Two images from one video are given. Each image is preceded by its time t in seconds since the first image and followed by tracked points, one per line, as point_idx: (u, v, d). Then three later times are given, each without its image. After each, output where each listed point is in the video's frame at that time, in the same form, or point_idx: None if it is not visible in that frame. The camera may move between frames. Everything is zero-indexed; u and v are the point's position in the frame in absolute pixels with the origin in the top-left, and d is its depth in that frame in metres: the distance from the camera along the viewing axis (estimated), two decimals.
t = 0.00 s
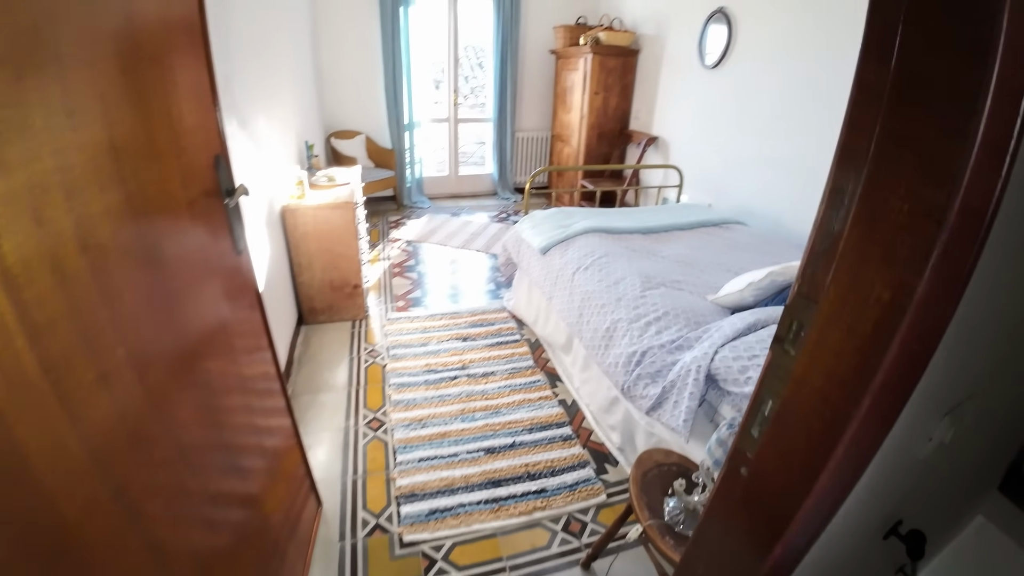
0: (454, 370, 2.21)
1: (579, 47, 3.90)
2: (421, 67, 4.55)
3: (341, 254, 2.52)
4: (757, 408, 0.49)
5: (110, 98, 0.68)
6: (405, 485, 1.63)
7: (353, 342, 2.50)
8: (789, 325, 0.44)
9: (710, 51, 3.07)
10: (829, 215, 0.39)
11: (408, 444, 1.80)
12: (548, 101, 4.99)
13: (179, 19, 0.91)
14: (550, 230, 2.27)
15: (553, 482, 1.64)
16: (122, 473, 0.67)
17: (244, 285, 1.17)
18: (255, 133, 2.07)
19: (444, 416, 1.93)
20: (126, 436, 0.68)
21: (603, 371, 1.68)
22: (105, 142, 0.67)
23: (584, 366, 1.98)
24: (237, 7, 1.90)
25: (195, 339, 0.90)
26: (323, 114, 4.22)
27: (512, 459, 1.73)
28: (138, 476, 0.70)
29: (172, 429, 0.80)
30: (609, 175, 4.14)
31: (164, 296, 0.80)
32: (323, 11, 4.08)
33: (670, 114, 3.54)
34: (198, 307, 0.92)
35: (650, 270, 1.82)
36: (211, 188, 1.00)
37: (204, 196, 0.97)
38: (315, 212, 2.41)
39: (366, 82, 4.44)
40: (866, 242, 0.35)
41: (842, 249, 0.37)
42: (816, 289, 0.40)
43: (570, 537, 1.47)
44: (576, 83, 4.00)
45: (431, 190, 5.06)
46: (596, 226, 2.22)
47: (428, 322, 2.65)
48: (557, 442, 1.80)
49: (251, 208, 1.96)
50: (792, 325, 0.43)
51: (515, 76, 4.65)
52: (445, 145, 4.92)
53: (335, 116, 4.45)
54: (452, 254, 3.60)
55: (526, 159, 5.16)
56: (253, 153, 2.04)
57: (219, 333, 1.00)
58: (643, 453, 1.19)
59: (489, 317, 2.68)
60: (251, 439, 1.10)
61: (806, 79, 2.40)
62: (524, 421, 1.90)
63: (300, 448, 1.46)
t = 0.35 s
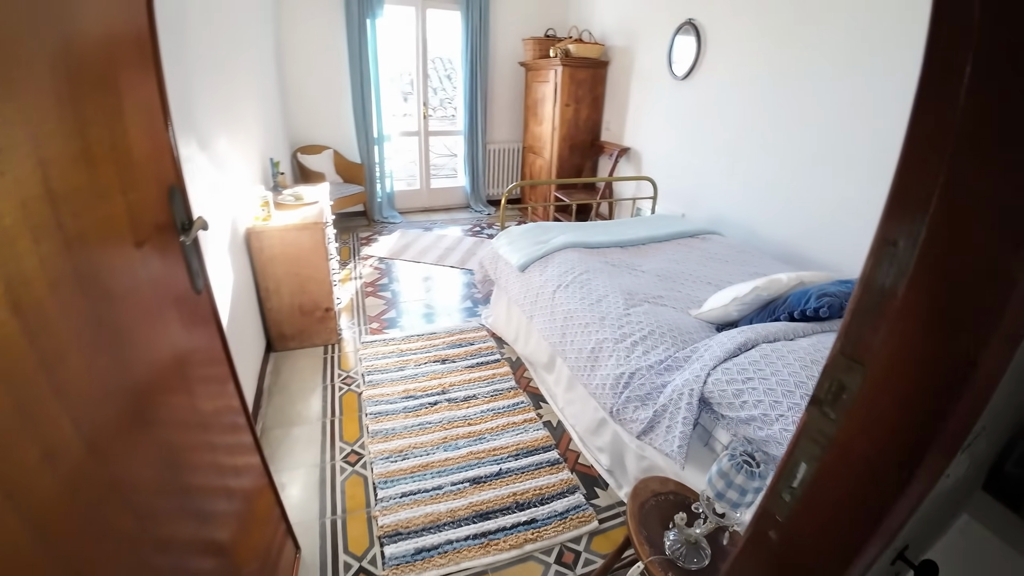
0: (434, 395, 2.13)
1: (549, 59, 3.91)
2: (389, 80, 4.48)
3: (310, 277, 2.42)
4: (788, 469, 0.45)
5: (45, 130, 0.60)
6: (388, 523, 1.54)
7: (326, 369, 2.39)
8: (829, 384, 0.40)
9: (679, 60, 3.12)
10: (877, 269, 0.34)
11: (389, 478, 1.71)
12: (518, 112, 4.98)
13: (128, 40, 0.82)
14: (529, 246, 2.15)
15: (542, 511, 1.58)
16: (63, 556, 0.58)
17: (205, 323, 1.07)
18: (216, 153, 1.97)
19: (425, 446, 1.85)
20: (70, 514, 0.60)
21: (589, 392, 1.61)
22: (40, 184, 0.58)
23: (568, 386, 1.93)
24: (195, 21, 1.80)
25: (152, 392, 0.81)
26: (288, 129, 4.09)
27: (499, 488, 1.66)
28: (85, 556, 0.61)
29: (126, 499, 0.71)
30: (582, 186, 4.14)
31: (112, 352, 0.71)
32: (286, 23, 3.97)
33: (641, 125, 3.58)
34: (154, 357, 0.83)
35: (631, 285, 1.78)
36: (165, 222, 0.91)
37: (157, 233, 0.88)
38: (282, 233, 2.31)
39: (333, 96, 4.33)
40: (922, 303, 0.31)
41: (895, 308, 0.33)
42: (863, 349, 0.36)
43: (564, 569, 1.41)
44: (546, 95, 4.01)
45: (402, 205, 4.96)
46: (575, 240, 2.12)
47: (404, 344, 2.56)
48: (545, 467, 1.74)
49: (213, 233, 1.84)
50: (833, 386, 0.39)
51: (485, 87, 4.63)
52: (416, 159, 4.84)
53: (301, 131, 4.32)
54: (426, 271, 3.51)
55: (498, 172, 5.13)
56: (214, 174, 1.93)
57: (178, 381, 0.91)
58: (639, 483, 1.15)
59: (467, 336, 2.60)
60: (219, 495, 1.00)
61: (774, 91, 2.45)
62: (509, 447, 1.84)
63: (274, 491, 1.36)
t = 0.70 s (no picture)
0: (413, 420, 2.05)
1: (519, 70, 3.91)
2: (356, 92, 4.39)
3: (278, 300, 2.31)
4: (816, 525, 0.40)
5: None
6: (371, 562, 1.45)
7: (297, 397, 2.27)
8: (865, 440, 0.36)
9: (648, 68, 3.15)
10: (920, 322, 0.31)
11: (369, 512, 1.62)
12: (488, 123, 4.96)
13: (70, 55, 0.74)
14: (506, 260, 2.10)
15: (532, 537, 1.53)
16: None
17: (162, 363, 0.97)
18: (173, 173, 1.86)
19: (406, 475, 1.77)
20: None
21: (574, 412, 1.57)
22: None
23: (552, 404, 1.88)
24: (149, 36, 1.70)
25: (105, 446, 0.72)
26: (251, 143, 3.94)
27: (486, 516, 1.60)
28: None
29: None
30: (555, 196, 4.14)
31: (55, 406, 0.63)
32: (248, 35, 3.85)
33: (612, 136, 3.61)
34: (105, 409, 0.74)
35: (612, 299, 1.75)
36: (114, 256, 0.83)
37: (104, 270, 0.79)
38: (247, 255, 2.20)
39: (298, 109, 4.21)
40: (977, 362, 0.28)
41: (944, 367, 0.30)
42: (906, 406, 0.32)
43: None
44: (517, 106, 4.00)
45: (372, 219, 4.84)
46: (552, 254, 2.08)
47: (380, 366, 2.46)
48: (532, 491, 1.69)
49: (172, 257, 1.73)
50: (870, 442, 0.35)
51: (454, 99, 4.60)
52: (385, 172, 4.75)
53: (265, 146, 4.17)
54: (400, 287, 3.42)
55: (469, 183, 5.08)
56: (171, 195, 1.81)
57: (135, 429, 0.82)
58: (634, 509, 1.11)
59: (444, 354, 2.53)
60: (186, 552, 0.91)
61: (742, 100, 2.50)
62: (494, 470, 1.78)
63: (247, 537, 1.26)
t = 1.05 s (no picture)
0: (392, 444, 1.96)
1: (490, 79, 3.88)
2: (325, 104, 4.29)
3: (246, 323, 2.19)
4: None
5: None
6: None
7: (269, 424, 2.16)
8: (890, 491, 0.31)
9: (619, 75, 3.16)
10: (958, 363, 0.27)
11: (349, 546, 1.53)
12: (460, 134, 4.92)
13: None
14: (483, 274, 2.05)
15: (522, 563, 1.46)
16: None
17: (112, 409, 0.87)
18: (130, 194, 1.75)
19: (387, 504, 1.68)
20: None
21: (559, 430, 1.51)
22: None
23: (536, 422, 1.83)
24: (101, 49, 1.60)
25: (41, 507, 0.63)
26: (215, 158, 3.79)
27: (472, 544, 1.52)
28: None
29: None
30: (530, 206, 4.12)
31: None
32: (210, 46, 3.72)
33: (585, 144, 3.61)
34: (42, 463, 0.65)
35: (593, 311, 1.71)
36: (55, 293, 0.74)
37: (48, 309, 0.71)
38: (211, 277, 2.08)
39: (265, 122, 4.09)
40: None
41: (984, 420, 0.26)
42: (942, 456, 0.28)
43: None
44: (489, 115, 3.98)
45: (344, 233, 4.72)
46: (530, 267, 2.04)
47: (356, 387, 2.36)
48: (518, 514, 1.63)
49: (130, 284, 1.62)
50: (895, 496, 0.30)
51: (425, 109, 4.54)
52: (356, 184, 4.64)
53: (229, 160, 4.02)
54: (374, 303, 3.32)
55: (443, 194, 5.01)
56: (127, 216, 1.70)
57: (85, 480, 0.73)
58: (628, 532, 1.06)
59: (422, 373, 2.44)
60: None
61: (714, 107, 2.53)
62: (478, 494, 1.71)
63: None
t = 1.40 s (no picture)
0: (373, 469, 1.88)
1: (465, 89, 3.85)
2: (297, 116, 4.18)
3: (216, 347, 2.09)
4: None
5: None
6: None
7: (244, 451, 2.05)
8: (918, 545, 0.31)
9: (594, 83, 3.16)
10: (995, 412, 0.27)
11: None
12: (437, 144, 4.87)
13: None
14: (463, 287, 1.99)
15: None
16: None
17: (60, 456, 0.82)
18: (89, 215, 1.64)
19: (370, 532, 1.60)
20: None
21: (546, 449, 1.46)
22: None
23: (522, 440, 1.77)
24: (54, 62, 1.51)
25: None
26: (183, 173, 3.66)
27: (460, 572, 1.46)
28: None
29: None
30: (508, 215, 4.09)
31: None
32: (177, 58, 3.61)
33: (562, 153, 3.60)
34: None
35: (576, 324, 1.68)
36: (3, 338, 0.72)
37: None
38: (178, 300, 1.98)
39: (236, 135, 3.97)
40: None
41: None
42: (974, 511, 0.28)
43: None
44: (465, 125, 3.94)
45: (319, 247, 4.60)
46: (510, 279, 2.00)
47: (334, 409, 2.27)
48: (507, 537, 1.57)
49: (93, 310, 1.52)
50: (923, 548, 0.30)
51: (400, 120, 4.48)
52: (331, 197, 4.54)
53: (198, 175, 3.88)
54: (352, 320, 3.23)
55: (420, 206, 4.94)
56: (88, 239, 1.59)
57: (33, 530, 0.72)
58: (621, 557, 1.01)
59: (403, 392, 2.37)
60: None
61: (690, 115, 2.54)
62: (464, 518, 1.64)
63: None
